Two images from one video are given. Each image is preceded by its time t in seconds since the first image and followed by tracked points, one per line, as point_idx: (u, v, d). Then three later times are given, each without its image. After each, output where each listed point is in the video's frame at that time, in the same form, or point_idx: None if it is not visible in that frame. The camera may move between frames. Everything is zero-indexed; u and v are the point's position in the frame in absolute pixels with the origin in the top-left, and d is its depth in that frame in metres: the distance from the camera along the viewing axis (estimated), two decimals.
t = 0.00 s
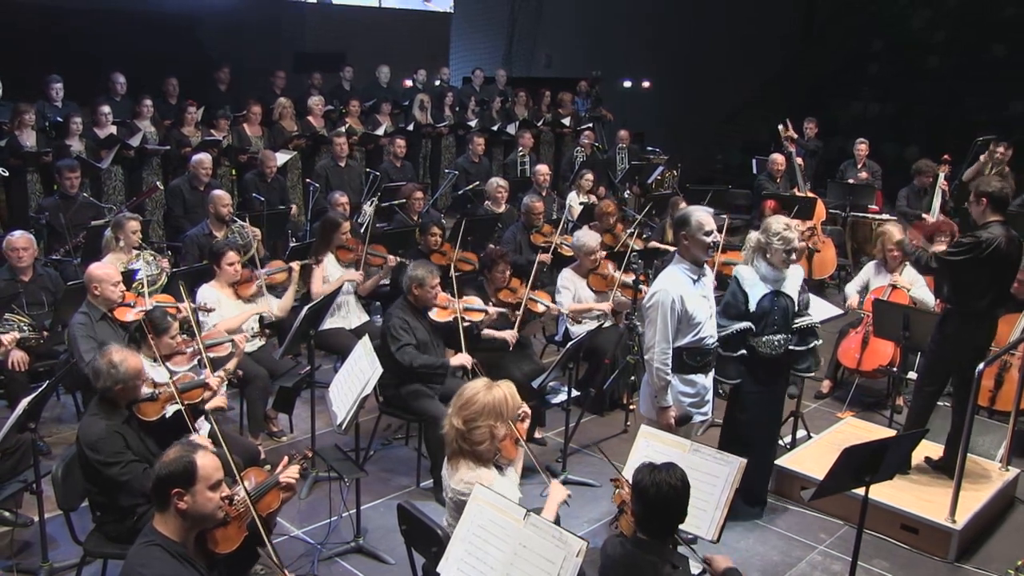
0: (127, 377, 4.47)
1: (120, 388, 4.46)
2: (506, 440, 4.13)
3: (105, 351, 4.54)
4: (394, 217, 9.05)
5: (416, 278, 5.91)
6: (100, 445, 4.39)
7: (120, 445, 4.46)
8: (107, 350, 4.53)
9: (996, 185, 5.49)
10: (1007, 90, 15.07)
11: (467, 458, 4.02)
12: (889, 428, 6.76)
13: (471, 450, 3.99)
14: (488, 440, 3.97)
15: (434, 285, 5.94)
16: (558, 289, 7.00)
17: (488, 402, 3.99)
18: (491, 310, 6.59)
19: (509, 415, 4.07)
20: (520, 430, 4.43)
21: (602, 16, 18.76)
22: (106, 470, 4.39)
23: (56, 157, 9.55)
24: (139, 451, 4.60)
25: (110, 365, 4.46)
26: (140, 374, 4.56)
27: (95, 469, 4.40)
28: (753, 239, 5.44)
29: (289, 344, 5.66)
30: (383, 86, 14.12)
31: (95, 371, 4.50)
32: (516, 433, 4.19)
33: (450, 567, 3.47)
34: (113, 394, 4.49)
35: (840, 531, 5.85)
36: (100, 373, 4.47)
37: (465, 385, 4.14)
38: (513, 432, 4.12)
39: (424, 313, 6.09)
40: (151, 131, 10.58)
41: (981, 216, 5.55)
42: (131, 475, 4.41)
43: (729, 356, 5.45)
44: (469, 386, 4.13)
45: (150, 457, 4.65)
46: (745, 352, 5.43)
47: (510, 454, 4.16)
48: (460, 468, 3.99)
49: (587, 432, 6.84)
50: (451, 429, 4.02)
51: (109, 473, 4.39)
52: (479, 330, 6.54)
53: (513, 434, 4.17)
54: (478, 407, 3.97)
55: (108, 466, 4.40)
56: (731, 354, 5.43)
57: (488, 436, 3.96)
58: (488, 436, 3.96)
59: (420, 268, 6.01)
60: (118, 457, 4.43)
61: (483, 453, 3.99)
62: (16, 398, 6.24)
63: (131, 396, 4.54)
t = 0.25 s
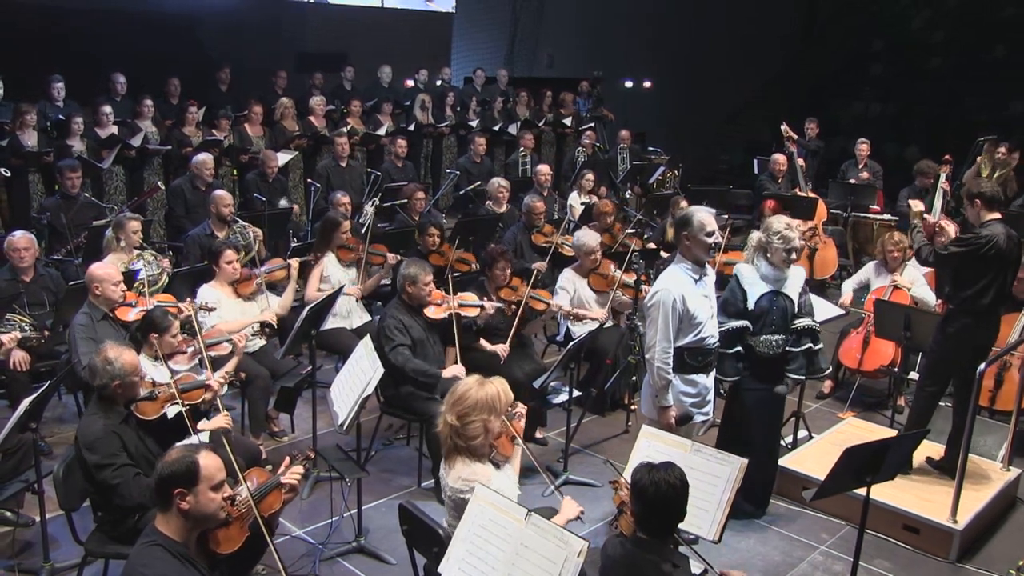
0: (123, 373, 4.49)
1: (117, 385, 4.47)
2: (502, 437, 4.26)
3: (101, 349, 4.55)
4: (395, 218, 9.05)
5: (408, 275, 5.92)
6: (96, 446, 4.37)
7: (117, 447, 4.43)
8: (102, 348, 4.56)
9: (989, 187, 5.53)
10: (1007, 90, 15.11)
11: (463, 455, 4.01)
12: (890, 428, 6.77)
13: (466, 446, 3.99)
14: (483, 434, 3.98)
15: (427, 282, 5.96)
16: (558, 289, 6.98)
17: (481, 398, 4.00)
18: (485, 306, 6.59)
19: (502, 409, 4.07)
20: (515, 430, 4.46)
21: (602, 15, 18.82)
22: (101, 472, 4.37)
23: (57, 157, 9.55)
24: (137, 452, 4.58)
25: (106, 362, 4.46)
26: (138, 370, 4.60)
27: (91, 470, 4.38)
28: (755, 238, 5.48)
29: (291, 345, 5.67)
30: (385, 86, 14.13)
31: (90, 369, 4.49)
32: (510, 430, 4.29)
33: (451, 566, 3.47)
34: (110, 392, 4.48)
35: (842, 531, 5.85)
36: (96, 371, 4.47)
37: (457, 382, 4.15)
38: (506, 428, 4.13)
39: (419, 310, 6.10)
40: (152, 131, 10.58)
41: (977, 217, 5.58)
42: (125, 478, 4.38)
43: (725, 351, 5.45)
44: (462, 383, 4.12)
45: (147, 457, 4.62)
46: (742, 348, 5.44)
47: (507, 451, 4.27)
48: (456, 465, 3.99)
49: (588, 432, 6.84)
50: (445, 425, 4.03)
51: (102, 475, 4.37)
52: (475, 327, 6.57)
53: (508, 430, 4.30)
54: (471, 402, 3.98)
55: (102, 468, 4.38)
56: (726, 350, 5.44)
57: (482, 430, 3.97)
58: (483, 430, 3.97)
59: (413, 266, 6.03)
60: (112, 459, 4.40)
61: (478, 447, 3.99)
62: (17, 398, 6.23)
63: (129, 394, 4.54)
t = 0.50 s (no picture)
0: (125, 370, 4.49)
1: (119, 383, 4.47)
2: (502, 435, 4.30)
3: (101, 347, 4.55)
4: (401, 217, 9.05)
5: (412, 274, 5.95)
6: (99, 445, 4.38)
7: (120, 446, 4.44)
8: (102, 346, 4.54)
9: (989, 190, 5.59)
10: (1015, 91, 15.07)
11: (465, 452, 4.00)
12: (896, 429, 6.76)
13: (469, 442, 3.98)
14: (485, 429, 3.97)
15: (429, 281, 5.95)
16: (563, 289, 7.06)
17: (481, 394, 4.00)
18: (488, 305, 6.54)
19: (503, 406, 4.07)
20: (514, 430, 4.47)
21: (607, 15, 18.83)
22: (103, 472, 4.37)
23: (64, 156, 9.57)
24: (141, 451, 4.58)
25: (107, 360, 4.47)
26: (139, 368, 4.59)
27: (94, 469, 4.38)
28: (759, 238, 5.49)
29: (297, 344, 5.67)
30: (391, 86, 14.14)
31: (91, 368, 4.50)
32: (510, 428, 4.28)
33: (456, 566, 3.47)
34: (113, 391, 4.49)
35: (847, 533, 5.84)
36: (97, 369, 4.48)
37: (456, 379, 4.13)
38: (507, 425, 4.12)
39: (422, 309, 6.10)
40: (159, 130, 10.60)
41: (979, 220, 5.61)
42: (127, 478, 4.37)
43: (730, 351, 5.46)
44: (461, 380, 4.12)
45: (150, 455, 4.62)
46: (747, 348, 5.44)
47: (507, 449, 4.31)
48: (459, 463, 3.98)
49: (593, 433, 6.84)
50: (446, 422, 4.02)
51: (104, 475, 4.37)
52: (479, 326, 6.59)
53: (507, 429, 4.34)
54: (471, 398, 3.98)
55: (104, 468, 4.37)
56: (731, 350, 5.44)
57: (484, 425, 3.96)
58: (485, 425, 3.96)
59: (417, 265, 6.04)
60: (114, 458, 4.40)
61: (480, 443, 3.98)
62: (24, 397, 6.26)
63: (130, 392, 4.55)
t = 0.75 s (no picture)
0: (130, 366, 4.49)
1: (126, 378, 4.48)
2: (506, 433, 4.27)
3: (105, 344, 4.54)
4: (409, 217, 9.05)
5: (422, 272, 5.98)
6: (111, 442, 4.38)
7: (132, 443, 4.45)
8: (106, 344, 4.55)
9: (1000, 188, 5.52)
10: None
11: (471, 449, 4.01)
12: (905, 431, 6.74)
13: (474, 439, 3.98)
14: (491, 425, 3.97)
15: (439, 279, 6.00)
16: (574, 288, 7.08)
17: (487, 390, 4.01)
18: (498, 305, 6.51)
19: (508, 403, 4.08)
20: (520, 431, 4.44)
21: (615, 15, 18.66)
22: (117, 469, 4.37)
23: (74, 155, 9.60)
24: (150, 448, 4.59)
25: (112, 356, 4.46)
26: (145, 364, 4.57)
27: (106, 468, 4.38)
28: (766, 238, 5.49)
29: (304, 343, 5.68)
30: (399, 86, 14.15)
31: (97, 365, 4.50)
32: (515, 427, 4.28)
33: (463, 566, 3.48)
34: (119, 387, 4.50)
35: (855, 534, 5.83)
36: (103, 366, 4.47)
37: (462, 377, 4.14)
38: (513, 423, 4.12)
39: (431, 307, 6.12)
40: (168, 130, 10.62)
41: (989, 220, 5.58)
42: (140, 475, 4.38)
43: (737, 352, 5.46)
44: (466, 378, 4.13)
45: (159, 451, 4.62)
46: (753, 350, 5.43)
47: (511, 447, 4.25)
48: (467, 460, 3.98)
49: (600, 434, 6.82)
50: (452, 420, 4.02)
51: (119, 473, 4.37)
52: (488, 327, 6.51)
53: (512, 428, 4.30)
54: (477, 395, 3.99)
55: (117, 466, 4.38)
56: (739, 352, 5.45)
57: (490, 422, 3.96)
58: (491, 422, 3.96)
59: (427, 264, 6.08)
60: (128, 456, 4.41)
61: (486, 440, 3.98)
62: (33, 394, 6.28)
63: (136, 388, 4.56)
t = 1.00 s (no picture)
0: (141, 362, 4.51)
1: (138, 375, 4.50)
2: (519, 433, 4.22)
3: (117, 341, 4.58)
4: (419, 217, 9.05)
5: (435, 271, 5.99)
6: (127, 437, 4.41)
7: (148, 438, 4.46)
8: (117, 341, 4.58)
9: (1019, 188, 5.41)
10: None
11: (483, 446, 4.01)
12: (914, 433, 6.72)
13: (486, 437, 3.99)
14: (504, 424, 3.98)
15: (452, 279, 5.99)
16: (587, 287, 7.01)
17: (500, 389, 4.01)
18: (508, 302, 6.59)
19: (522, 403, 4.08)
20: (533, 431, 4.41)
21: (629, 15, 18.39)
22: (136, 462, 4.41)
23: (85, 154, 9.63)
24: (166, 442, 4.61)
25: (122, 352, 4.49)
26: (156, 361, 4.61)
27: (125, 462, 4.42)
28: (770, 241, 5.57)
29: (314, 342, 5.68)
30: (410, 85, 14.17)
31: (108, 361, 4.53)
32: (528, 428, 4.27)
33: (472, 566, 3.48)
34: (131, 384, 4.51)
35: (865, 537, 5.81)
36: (114, 363, 4.49)
37: (475, 375, 4.15)
38: (527, 423, 4.12)
39: (443, 306, 6.17)
40: (179, 129, 10.65)
41: (1006, 220, 5.48)
42: (158, 469, 4.41)
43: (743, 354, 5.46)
44: (479, 376, 4.14)
45: (174, 447, 4.65)
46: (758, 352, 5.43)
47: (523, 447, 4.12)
48: (478, 458, 3.98)
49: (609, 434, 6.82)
50: (465, 417, 4.02)
51: (137, 467, 4.40)
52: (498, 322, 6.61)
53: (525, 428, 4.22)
54: (490, 394, 3.99)
55: (136, 458, 4.41)
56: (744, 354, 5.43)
57: (502, 421, 3.97)
58: (503, 420, 3.97)
59: (439, 263, 6.08)
60: (144, 449, 4.43)
61: (499, 438, 3.98)
62: (44, 391, 6.31)
63: (149, 385, 4.60)
